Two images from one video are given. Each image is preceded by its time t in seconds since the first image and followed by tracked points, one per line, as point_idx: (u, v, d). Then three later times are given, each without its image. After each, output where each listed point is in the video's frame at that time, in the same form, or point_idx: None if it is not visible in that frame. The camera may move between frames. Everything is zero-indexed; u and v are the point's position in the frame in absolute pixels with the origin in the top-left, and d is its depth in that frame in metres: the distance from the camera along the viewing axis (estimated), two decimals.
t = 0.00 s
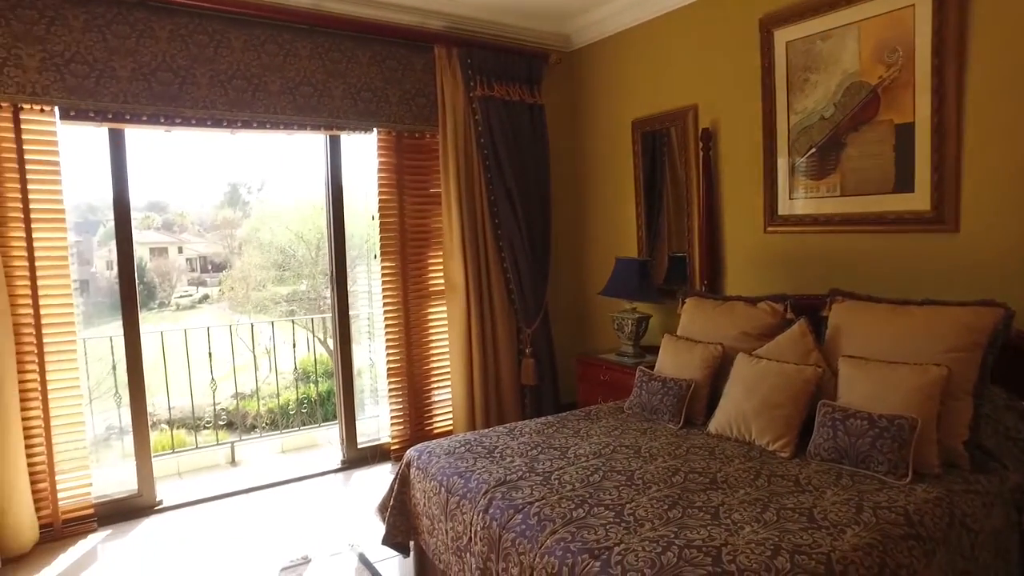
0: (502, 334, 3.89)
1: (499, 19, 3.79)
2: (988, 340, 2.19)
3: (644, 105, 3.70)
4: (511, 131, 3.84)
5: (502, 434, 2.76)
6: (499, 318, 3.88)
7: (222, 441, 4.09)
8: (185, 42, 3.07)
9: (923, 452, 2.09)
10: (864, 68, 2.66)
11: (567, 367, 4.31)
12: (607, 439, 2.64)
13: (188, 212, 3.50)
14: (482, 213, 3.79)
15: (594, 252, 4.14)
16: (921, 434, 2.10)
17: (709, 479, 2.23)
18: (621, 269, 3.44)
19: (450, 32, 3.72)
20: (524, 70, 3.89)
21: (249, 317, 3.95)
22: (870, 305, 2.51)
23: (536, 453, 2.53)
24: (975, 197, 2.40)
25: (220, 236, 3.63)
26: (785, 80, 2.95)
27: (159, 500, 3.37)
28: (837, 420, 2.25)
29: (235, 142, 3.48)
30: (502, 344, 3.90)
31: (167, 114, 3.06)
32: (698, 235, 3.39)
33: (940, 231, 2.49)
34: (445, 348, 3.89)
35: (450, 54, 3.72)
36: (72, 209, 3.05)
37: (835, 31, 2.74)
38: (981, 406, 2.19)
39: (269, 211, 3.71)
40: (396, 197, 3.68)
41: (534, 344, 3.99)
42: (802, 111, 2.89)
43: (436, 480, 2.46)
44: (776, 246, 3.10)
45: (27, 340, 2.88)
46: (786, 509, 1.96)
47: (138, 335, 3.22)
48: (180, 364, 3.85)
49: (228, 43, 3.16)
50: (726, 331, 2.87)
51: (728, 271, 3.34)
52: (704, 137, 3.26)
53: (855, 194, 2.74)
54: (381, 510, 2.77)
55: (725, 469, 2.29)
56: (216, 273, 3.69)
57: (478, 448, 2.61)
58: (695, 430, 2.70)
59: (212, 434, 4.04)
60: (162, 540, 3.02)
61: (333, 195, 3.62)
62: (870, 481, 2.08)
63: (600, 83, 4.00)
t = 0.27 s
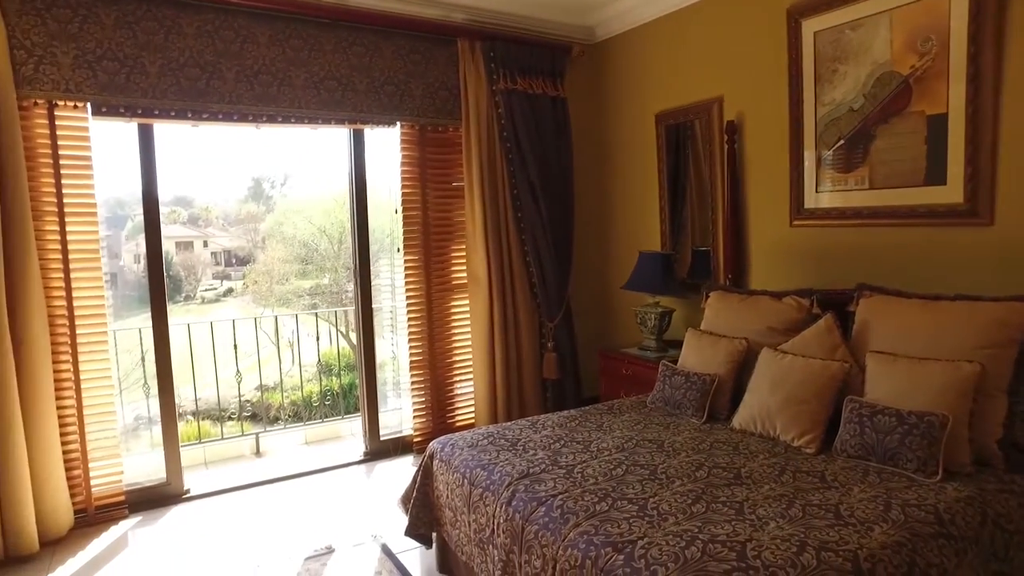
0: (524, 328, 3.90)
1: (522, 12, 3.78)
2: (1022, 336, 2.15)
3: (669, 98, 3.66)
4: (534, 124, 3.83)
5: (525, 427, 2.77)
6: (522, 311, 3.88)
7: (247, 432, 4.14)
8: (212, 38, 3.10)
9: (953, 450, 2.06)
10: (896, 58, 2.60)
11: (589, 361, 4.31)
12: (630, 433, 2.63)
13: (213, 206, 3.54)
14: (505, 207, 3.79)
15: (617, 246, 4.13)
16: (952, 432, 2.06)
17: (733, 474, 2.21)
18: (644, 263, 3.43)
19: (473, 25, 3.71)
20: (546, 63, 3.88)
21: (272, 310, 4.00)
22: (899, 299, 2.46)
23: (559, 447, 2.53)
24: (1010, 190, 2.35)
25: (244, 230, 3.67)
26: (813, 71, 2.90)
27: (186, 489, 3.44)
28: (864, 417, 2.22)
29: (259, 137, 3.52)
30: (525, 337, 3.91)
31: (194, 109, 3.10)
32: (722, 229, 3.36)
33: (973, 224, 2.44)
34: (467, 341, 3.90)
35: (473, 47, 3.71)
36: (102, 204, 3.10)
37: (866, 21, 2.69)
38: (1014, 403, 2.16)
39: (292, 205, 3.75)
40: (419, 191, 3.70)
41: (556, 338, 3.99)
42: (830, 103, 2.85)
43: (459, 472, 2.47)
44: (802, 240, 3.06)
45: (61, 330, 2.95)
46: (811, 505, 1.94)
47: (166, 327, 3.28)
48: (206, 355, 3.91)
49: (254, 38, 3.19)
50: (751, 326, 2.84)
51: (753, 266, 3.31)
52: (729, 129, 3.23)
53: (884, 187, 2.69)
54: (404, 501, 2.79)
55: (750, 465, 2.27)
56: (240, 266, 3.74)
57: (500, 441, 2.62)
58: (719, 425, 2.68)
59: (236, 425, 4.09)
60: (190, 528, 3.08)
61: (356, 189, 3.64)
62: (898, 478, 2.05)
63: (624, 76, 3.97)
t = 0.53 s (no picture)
0: (537, 324, 3.91)
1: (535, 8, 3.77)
2: None
3: (682, 93, 3.65)
4: (547, 120, 3.83)
5: (538, 423, 2.77)
6: (535, 308, 3.89)
7: (262, 427, 4.17)
8: (227, 35, 3.12)
9: (972, 448, 2.03)
10: (915, 52, 2.57)
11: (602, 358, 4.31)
12: (643, 430, 2.62)
13: (227, 203, 3.56)
14: (519, 203, 3.80)
15: (630, 242, 4.12)
16: (970, 430, 2.04)
17: (747, 471, 2.20)
18: (658, 259, 3.42)
19: (486, 21, 3.71)
20: (560, 59, 3.88)
21: (286, 306, 4.03)
22: (916, 295, 2.44)
23: (572, 443, 2.53)
24: None
25: (257, 226, 3.70)
26: (830, 66, 2.87)
27: (202, 483, 3.47)
28: (881, 414, 2.20)
29: (274, 134, 3.54)
30: (538, 334, 3.91)
31: (210, 106, 3.13)
32: (736, 225, 3.34)
33: (993, 220, 2.41)
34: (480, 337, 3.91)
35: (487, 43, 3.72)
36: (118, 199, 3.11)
37: (884, 14, 2.66)
38: None
39: (305, 202, 3.77)
40: (433, 187, 3.71)
41: (569, 334, 4.00)
42: (847, 97, 2.82)
43: (473, 467, 2.47)
44: (817, 237, 3.03)
45: (80, 325, 2.99)
46: (826, 502, 1.93)
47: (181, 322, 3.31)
48: (221, 351, 3.95)
49: (269, 35, 3.21)
50: (766, 322, 2.82)
51: (767, 262, 3.29)
52: (743, 125, 3.21)
53: (902, 183, 2.66)
54: (417, 496, 2.80)
55: (764, 462, 2.26)
56: (254, 262, 3.77)
57: (514, 436, 2.62)
58: (733, 421, 2.67)
59: (251, 420, 4.13)
60: (206, 520, 3.12)
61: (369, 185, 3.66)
62: (915, 476, 2.03)
63: (637, 71, 3.96)
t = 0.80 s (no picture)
0: (552, 321, 3.91)
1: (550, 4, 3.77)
2: None
3: (698, 90, 3.63)
4: (562, 118, 3.83)
5: (553, 420, 2.77)
6: (550, 305, 3.90)
7: (278, 423, 4.21)
8: (244, 33, 3.15)
9: (993, 449, 2.01)
10: (937, 47, 2.53)
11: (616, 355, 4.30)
12: (658, 428, 2.62)
13: (243, 201, 3.59)
14: (535, 200, 3.81)
15: (645, 239, 4.11)
16: (992, 430, 2.02)
17: (764, 470, 2.19)
18: (673, 257, 3.40)
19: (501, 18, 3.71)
20: (575, 56, 3.88)
21: (301, 303, 4.06)
22: (936, 294, 2.41)
23: (587, 440, 2.53)
24: None
25: (273, 224, 3.72)
26: (849, 61, 2.84)
27: (220, 477, 3.51)
28: (900, 414, 2.18)
29: (291, 132, 3.56)
30: (553, 331, 3.92)
31: (227, 105, 3.15)
32: (752, 222, 3.32)
33: (1015, 218, 2.37)
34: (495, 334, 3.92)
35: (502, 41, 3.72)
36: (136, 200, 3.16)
37: (905, 9, 2.62)
38: None
39: (319, 200, 3.79)
40: (449, 184, 3.72)
41: (584, 331, 4.00)
42: (866, 93, 2.79)
43: (488, 464, 2.48)
44: (835, 234, 3.00)
45: (101, 321, 3.03)
46: (844, 502, 1.91)
47: (199, 318, 3.34)
48: (238, 347, 3.99)
49: (286, 34, 3.23)
50: (783, 320, 2.80)
51: (784, 260, 3.27)
52: (760, 122, 3.19)
53: (922, 180, 2.63)
54: (433, 493, 2.81)
55: (780, 461, 2.24)
56: (269, 259, 3.79)
57: (529, 433, 2.63)
58: (749, 420, 2.65)
59: (267, 415, 4.16)
60: (224, 514, 3.16)
61: (384, 183, 3.67)
62: (935, 477, 2.01)
63: (652, 68, 3.94)
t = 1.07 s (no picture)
0: (570, 319, 3.91)
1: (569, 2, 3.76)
2: None
3: (718, 87, 3.60)
4: (581, 116, 3.82)
5: (571, 418, 2.77)
6: (568, 303, 3.90)
7: (297, 419, 4.25)
8: (266, 33, 3.18)
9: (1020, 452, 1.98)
10: (964, 42, 2.49)
11: (634, 353, 4.29)
12: (677, 427, 2.61)
13: (262, 198, 3.61)
14: (553, 198, 3.81)
15: (664, 237, 4.09)
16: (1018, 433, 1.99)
17: (784, 470, 2.17)
18: (692, 255, 3.39)
19: (520, 16, 3.71)
20: (593, 54, 3.87)
21: (320, 300, 4.09)
22: (961, 294, 2.38)
23: (606, 439, 2.52)
24: None
25: (292, 221, 3.75)
26: (873, 57, 2.81)
27: (241, 472, 3.55)
28: (923, 415, 2.16)
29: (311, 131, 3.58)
30: (570, 329, 3.92)
31: (249, 103, 3.18)
32: (772, 219, 3.30)
33: None
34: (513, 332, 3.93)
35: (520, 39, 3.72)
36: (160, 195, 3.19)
37: (931, 3, 2.58)
38: None
39: (338, 197, 3.81)
40: (468, 182, 3.73)
41: (602, 330, 4.00)
42: (890, 90, 2.75)
43: (506, 462, 2.49)
44: (857, 233, 2.97)
45: (126, 317, 3.08)
46: (866, 503, 1.89)
47: (220, 315, 3.38)
48: (258, 343, 4.03)
49: (306, 33, 3.26)
50: (803, 320, 2.78)
51: (805, 259, 3.24)
52: (781, 119, 3.16)
53: (947, 178, 2.59)
54: (451, 489, 2.83)
55: (800, 461, 2.23)
56: (288, 257, 3.82)
57: (547, 431, 2.63)
58: (768, 420, 2.64)
59: (286, 411, 4.21)
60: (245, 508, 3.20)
61: (403, 181, 3.69)
62: (959, 479, 1.99)
63: (671, 65, 3.92)
